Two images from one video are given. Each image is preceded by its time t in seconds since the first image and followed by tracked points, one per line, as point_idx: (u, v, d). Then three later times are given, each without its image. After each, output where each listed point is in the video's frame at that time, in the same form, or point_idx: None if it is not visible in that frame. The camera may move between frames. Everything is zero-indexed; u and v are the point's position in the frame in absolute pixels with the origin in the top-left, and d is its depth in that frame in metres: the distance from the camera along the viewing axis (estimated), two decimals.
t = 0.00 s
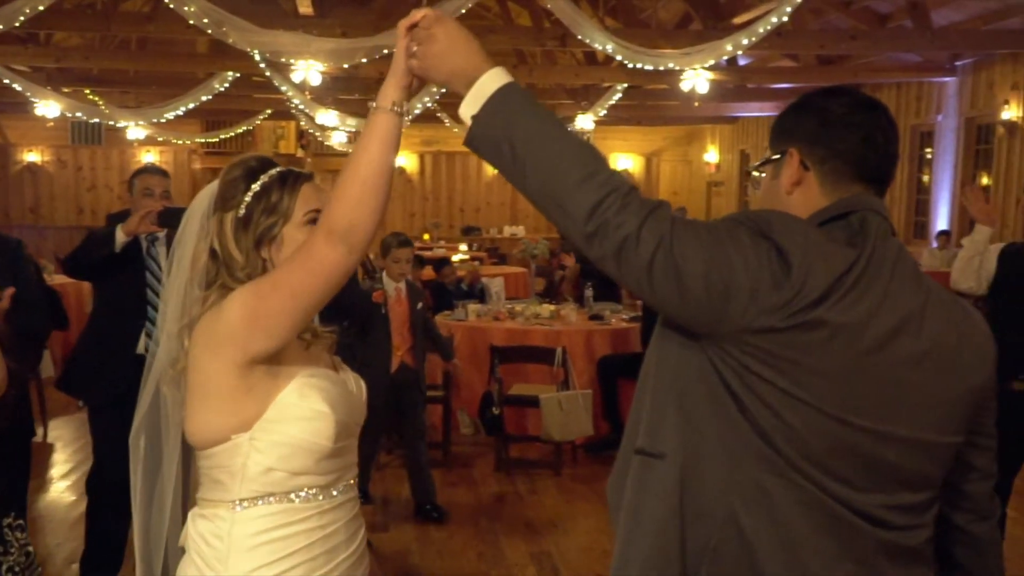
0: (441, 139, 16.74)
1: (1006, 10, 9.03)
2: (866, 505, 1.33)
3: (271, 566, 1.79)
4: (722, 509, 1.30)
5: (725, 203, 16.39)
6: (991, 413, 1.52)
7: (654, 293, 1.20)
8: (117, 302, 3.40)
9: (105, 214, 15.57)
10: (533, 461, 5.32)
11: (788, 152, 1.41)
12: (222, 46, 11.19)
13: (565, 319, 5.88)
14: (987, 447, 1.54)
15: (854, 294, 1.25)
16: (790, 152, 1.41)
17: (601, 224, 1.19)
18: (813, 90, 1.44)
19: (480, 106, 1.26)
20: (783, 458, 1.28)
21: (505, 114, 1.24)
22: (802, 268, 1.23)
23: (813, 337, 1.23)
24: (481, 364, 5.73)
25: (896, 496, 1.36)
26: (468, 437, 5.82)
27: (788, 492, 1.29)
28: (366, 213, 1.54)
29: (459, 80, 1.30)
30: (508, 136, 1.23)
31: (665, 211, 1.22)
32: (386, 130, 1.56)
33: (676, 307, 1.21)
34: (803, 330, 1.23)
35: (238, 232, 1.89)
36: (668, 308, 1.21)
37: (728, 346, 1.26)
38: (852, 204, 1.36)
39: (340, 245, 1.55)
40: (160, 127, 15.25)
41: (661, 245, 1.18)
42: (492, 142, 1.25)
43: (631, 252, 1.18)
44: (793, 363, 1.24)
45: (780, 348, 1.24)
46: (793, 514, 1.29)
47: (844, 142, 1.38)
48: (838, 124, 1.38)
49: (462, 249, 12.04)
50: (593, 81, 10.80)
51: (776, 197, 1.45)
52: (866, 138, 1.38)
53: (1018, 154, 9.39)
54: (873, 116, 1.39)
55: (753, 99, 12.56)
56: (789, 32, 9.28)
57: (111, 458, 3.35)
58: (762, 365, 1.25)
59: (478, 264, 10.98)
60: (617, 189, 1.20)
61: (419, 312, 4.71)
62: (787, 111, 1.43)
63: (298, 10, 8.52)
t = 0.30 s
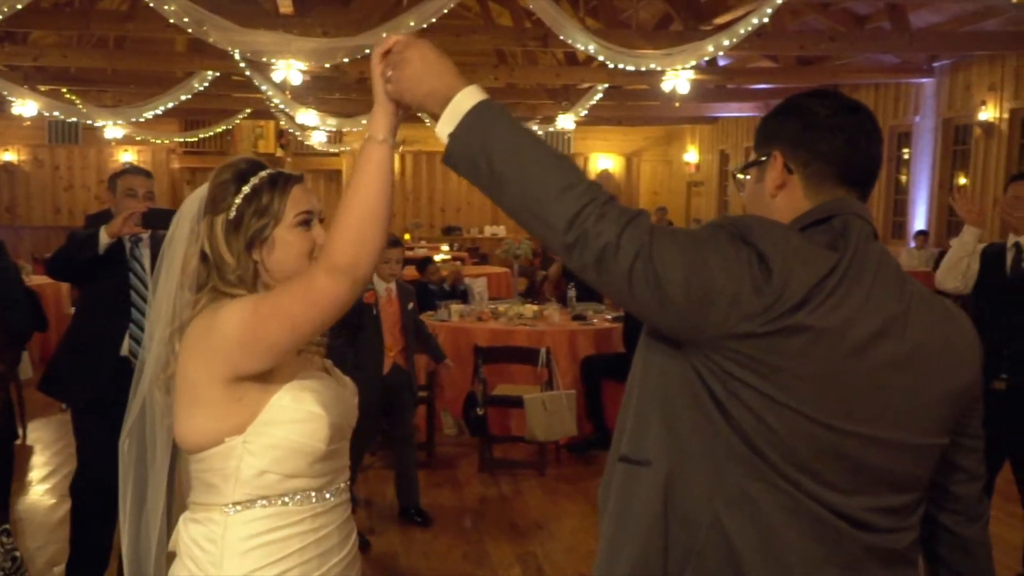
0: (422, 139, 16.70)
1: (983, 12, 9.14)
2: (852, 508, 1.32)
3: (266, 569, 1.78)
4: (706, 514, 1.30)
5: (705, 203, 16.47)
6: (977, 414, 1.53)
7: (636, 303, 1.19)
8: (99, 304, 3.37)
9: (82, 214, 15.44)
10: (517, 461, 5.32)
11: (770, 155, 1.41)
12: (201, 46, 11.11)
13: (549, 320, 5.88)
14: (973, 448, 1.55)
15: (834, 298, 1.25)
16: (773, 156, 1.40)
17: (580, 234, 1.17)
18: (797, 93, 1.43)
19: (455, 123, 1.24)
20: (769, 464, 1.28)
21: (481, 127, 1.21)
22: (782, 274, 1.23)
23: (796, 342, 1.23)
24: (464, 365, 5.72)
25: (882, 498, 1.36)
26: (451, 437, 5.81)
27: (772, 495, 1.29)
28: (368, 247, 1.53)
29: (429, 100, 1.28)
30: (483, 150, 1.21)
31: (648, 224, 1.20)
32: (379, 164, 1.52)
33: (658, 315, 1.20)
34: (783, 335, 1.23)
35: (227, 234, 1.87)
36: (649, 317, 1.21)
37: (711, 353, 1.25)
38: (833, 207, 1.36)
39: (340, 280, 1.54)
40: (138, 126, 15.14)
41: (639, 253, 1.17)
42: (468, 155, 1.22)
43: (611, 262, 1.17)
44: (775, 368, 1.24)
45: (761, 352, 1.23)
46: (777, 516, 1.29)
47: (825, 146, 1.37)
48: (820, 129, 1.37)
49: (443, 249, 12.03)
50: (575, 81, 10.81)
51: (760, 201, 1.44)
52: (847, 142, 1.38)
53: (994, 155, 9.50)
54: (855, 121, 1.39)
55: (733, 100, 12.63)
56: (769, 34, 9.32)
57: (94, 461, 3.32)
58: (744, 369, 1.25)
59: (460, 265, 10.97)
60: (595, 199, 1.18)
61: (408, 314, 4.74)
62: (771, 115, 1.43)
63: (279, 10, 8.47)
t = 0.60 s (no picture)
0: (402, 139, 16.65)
1: (960, 13, 9.23)
2: (835, 513, 1.32)
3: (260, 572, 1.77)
4: (689, 522, 1.31)
5: (685, 203, 16.51)
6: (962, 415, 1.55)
7: (613, 317, 1.21)
8: (82, 306, 3.35)
9: (60, 214, 15.31)
10: (500, 462, 5.33)
11: (751, 159, 1.40)
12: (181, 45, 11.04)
13: (532, 320, 5.89)
14: (957, 448, 1.55)
15: (816, 301, 1.24)
16: (755, 160, 1.40)
17: (554, 253, 1.18)
18: (780, 96, 1.43)
19: (423, 152, 1.24)
20: (754, 470, 1.28)
21: (454, 156, 1.21)
22: (760, 279, 1.22)
23: (775, 348, 1.23)
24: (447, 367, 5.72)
25: (864, 501, 1.35)
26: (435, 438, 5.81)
27: (753, 503, 1.29)
28: (366, 293, 1.53)
29: (398, 133, 1.28)
30: (459, 178, 1.20)
31: (620, 241, 1.21)
32: (360, 203, 1.53)
33: (634, 327, 1.22)
34: (764, 341, 1.22)
35: (218, 236, 1.86)
36: (626, 328, 1.23)
37: (691, 361, 1.26)
38: (810, 212, 1.36)
39: (343, 326, 1.55)
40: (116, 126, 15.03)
41: (614, 271, 1.18)
42: (442, 183, 1.22)
43: (588, 278, 1.18)
44: (757, 373, 1.24)
45: (741, 359, 1.23)
46: (758, 523, 1.30)
47: (808, 150, 1.37)
48: (803, 134, 1.38)
49: (424, 250, 11.98)
50: (556, 82, 10.82)
51: (742, 204, 1.44)
52: (828, 146, 1.38)
53: (972, 155, 9.60)
54: (837, 124, 1.39)
55: (713, 101, 12.68)
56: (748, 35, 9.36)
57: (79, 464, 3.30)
58: (724, 374, 1.25)
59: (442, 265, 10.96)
60: (568, 217, 1.19)
61: (401, 314, 4.71)
62: (754, 117, 1.42)
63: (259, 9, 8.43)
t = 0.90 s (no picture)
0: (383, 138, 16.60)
1: (939, 14, 9.31)
2: (815, 518, 1.33)
3: None
4: (669, 535, 1.32)
5: (666, 203, 16.56)
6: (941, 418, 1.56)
7: (593, 341, 1.19)
8: (66, 308, 3.34)
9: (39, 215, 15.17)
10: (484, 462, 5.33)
11: (732, 163, 1.41)
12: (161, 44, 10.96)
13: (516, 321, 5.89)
14: (937, 452, 1.57)
15: (792, 306, 1.25)
16: (737, 163, 1.40)
17: (530, 282, 1.16)
18: (764, 98, 1.43)
19: (386, 199, 1.21)
20: (734, 478, 1.29)
21: (416, 199, 1.19)
22: (735, 290, 1.22)
23: (756, 355, 1.23)
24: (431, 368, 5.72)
25: (847, 504, 1.36)
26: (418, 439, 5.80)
27: (732, 515, 1.30)
28: (355, 345, 1.61)
29: (361, 179, 1.25)
30: (425, 222, 1.18)
31: (591, 261, 1.19)
32: (335, 258, 1.59)
33: (614, 347, 1.20)
34: (746, 348, 1.23)
35: (211, 238, 1.86)
36: (604, 348, 1.21)
37: (672, 374, 1.26)
38: (786, 217, 1.36)
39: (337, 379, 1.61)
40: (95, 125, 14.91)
41: (589, 294, 1.16)
42: (409, 227, 1.19)
43: (564, 305, 1.16)
44: (738, 379, 1.24)
45: (720, 369, 1.24)
46: (737, 533, 1.30)
47: (789, 152, 1.37)
48: (784, 137, 1.37)
49: (405, 251, 11.93)
50: (538, 82, 10.83)
51: (724, 208, 1.44)
52: (809, 148, 1.38)
53: (950, 155, 9.68)
54: (818, 128, 1.39)
55: (693, 101, 12.73)
56: (730, 35, 9.39)
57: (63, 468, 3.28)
58: (702, 383, 1.25)
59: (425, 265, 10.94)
60: (539, 247, 1.17)
61: (392, 315, 4.72)
62: (737, 119, 1.42)
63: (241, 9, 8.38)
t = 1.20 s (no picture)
0: (365, 138, 16.53)
1: (917, 15, 9.38)
2: (801, 524, 1.34)
3: None
4: (645, 559, 1.31)
5: (647, 203, 16.59)
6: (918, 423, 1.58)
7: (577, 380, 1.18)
8: (49, 309, 3.33)
9: (16, 215, 15.05)
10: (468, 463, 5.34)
11: (714, 165, 1.41)
12: (140, 43, 10.88)
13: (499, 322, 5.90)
14: (914, 456, 1.58)
15: (767, 318, 1.26)
16: (717, 167, 1.41)
17: (506, 343, 1.14)
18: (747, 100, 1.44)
19: (352, 278, 1.18)
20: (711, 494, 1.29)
21: (378, 277, 1.16)
22: (714, 307, 1.23)
23: (738, 366, 1.25)
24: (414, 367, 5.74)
25: (831, 508, 1.37)
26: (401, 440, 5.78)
27: (706, 533, 1.30)
28: (329, 420, 1.63)
29: (326, 266, 1.21)
30: (392, 299, 1.15)
31: (564, 305, 1.17)
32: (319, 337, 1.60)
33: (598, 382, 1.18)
34: (731, 358, 1.25)
35: (202, 239, 1.85)
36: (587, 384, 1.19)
37: (653, 398, 1.26)
38: (762, 226, 1.37)
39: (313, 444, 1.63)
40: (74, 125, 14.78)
41: (569, 342, 1.15)
42: (376, 305, 1.16)
43: (545, 358, 1.14)
44: (723, 389, 1.25)
45: (702, 384, 1.24)
46: (713, 551, 1.30)
47: (772, 156, 1.38)
48: (767, 139, 1.38)
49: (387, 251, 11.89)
50: (520, 81, 10.83)
51: (703, 212, 1.44)
52: (792, 152, 1.39)
53: (929, 155, 9.76)
54: (800, 132, 1.40)
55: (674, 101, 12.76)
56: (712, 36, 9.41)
57: (45, 469, 3.26)
58: (685, 395, 1.25)
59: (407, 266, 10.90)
60: (510, 304, 1.15)
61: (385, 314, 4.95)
62: (716, 123, 1.43)
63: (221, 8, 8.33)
